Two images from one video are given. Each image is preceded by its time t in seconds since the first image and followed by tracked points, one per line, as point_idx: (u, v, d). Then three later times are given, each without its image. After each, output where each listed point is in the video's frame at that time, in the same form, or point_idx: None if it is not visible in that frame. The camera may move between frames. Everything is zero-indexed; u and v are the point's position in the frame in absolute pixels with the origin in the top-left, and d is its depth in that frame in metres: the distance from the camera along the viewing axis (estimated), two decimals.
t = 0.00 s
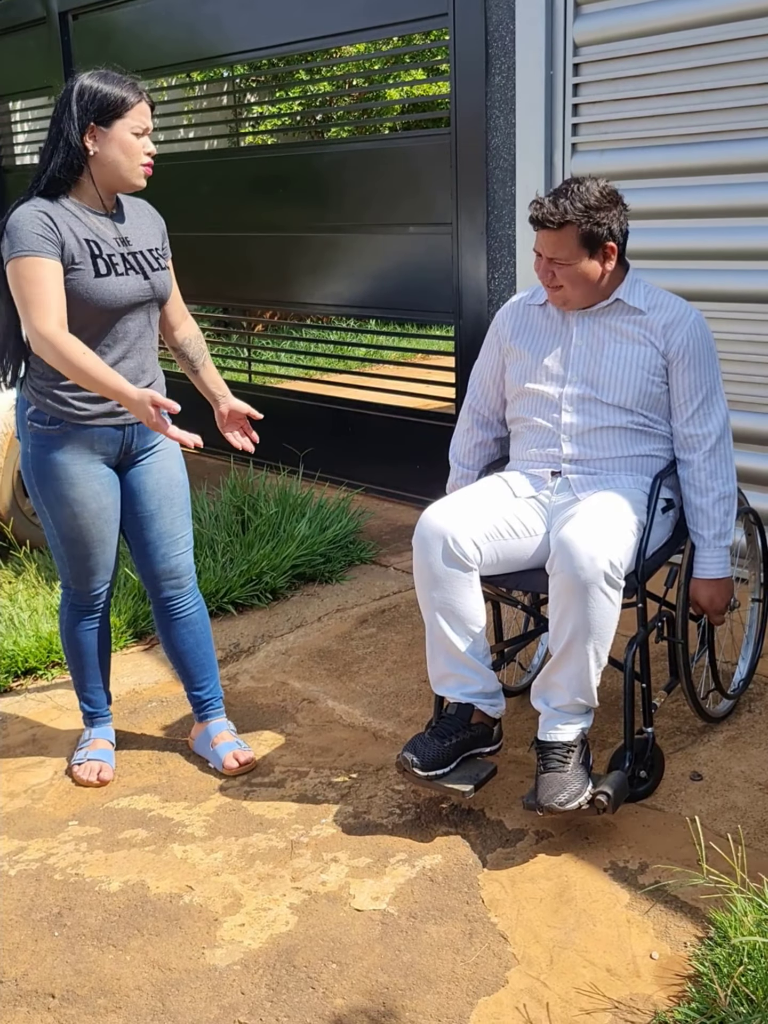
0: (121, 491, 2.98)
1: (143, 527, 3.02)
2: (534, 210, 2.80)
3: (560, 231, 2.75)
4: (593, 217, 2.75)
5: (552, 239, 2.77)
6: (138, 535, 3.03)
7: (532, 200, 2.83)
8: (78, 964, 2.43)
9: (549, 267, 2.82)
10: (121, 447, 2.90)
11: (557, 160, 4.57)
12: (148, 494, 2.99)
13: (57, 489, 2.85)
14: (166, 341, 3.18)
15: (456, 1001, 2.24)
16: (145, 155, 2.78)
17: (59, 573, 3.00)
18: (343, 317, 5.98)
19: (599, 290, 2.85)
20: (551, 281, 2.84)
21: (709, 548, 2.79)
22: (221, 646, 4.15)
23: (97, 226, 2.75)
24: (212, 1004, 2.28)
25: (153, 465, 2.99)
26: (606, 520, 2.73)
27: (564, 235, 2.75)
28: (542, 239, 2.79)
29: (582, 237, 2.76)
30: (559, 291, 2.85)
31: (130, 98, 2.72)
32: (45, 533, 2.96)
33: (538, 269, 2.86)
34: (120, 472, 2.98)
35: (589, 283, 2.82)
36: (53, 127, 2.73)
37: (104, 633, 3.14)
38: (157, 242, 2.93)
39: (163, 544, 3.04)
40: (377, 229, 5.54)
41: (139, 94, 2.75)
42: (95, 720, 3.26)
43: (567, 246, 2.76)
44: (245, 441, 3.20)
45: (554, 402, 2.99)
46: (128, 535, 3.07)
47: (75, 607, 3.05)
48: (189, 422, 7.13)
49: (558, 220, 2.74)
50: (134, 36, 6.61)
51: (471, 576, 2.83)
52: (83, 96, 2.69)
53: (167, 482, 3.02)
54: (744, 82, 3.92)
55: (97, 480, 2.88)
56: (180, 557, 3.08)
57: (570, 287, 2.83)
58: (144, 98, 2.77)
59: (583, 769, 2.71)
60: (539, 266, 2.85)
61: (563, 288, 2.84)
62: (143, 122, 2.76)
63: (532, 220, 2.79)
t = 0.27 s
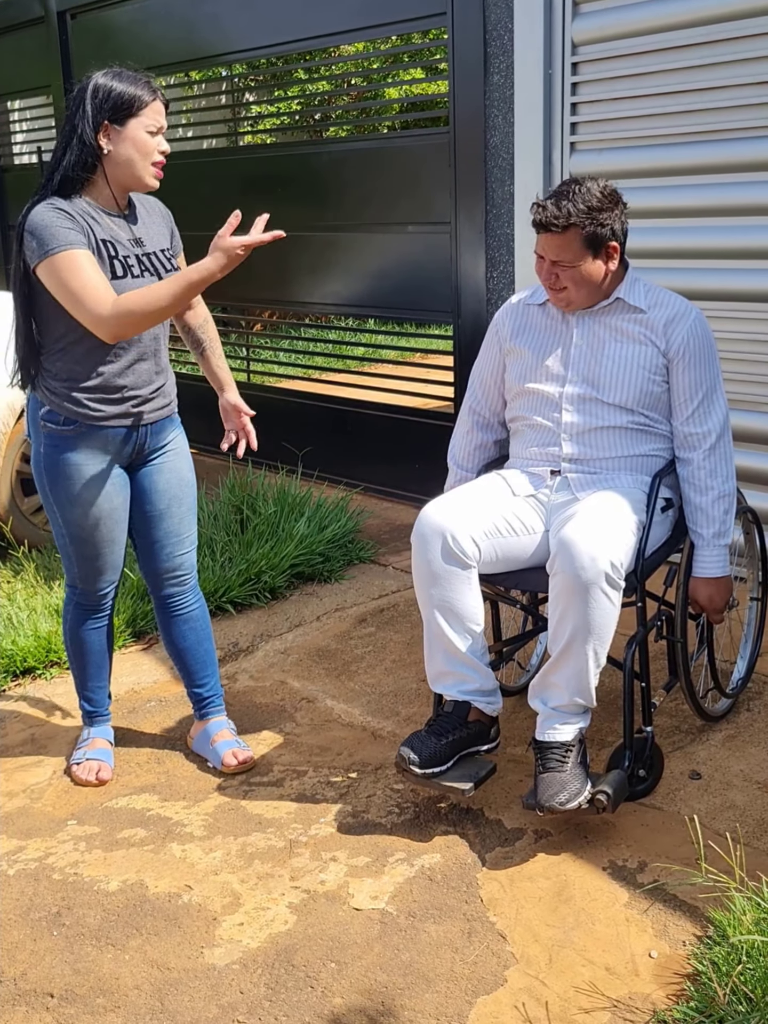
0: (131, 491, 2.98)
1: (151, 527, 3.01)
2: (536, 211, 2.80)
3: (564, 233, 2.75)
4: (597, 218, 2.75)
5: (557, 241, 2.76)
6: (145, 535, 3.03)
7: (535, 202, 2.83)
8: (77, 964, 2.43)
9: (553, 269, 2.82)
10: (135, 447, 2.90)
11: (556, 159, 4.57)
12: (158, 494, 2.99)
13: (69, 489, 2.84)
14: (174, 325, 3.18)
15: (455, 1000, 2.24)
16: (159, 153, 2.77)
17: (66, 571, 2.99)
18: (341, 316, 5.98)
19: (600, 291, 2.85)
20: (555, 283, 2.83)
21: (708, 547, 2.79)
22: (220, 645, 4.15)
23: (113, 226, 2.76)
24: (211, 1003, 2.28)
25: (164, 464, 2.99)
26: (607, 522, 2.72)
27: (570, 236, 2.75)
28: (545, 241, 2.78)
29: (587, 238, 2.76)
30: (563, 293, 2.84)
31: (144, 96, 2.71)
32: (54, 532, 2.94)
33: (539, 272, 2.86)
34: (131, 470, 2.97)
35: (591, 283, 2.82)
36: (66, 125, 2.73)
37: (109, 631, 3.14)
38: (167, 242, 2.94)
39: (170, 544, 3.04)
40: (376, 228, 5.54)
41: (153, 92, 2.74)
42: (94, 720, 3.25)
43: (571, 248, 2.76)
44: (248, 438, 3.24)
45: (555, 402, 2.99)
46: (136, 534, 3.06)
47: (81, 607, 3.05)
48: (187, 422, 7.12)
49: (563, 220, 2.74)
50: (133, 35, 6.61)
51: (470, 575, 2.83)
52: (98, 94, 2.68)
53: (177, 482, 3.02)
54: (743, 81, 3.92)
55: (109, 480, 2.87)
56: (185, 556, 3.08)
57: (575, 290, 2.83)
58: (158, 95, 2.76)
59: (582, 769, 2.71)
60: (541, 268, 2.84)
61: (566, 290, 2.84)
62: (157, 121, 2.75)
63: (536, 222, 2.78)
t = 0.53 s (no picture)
0: (139, 490, 2.97)
1: (158, 526, 3.01)
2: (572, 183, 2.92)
3: (593, 198, 2.83)
4: (627, 197, 2.83)
5: (583, 206, 2.84)
6: (152, 535, 3.03)
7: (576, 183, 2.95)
8: (77, 963, 2.42)
9: (573, 236, 2.87)
10: (145, 447, 2.91)
11: (555, 157, 4.57)
12: (165, 493, 2.99)
13: (78, 489, 2.84)
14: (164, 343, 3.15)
15: (455, 998, 2.24)
16: (169, 150, 2.76)
17: (73, 569, 2.99)
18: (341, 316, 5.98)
19: (614, 272, 2.86)
20: (572, 252, 2.87)
21: (707, 548, 2.80)
22: (219, 645, 4.15)
23: (123, 227, 2.74)
24: (211, 1002, 2.28)
25: (172, 463, 2.99)
26: (604, 517, 2.73)
27: (597, 203, 2.83)
28: (574, 207, 2.86)
29: (611, 212, 2.82)
30: (574, 265, 2.86)
31: (154, 94, 2.71)
32: (61, 531, 2.94)
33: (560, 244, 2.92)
34: (140, 469, 2.97)
35: (607, 259, 2.83)
36: (76, 124, 2.72)
37: (114, 629, 3.14)
38: (177, 241, 2.92)
39: (176, 543, 3.04)
40: (375, 227, 5.54)
41: (162, 90, 2.74)
42: (94, 719, 3.24)
43: (597, 214, 2.82)
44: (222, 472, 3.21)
45: (555, 400, 2.99)
46: (143, 533, 3.06)
47: (86, 606, 3.04)
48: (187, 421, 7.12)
49: (594, 187, 2.84)
50: (132, 34, 6.61)
51: (466, 576, 2.83)
52: (108, 94, 2.68)
53: (185, 481, 3.02)
54: (742, 79, 3.91)
55: (119, 481, 2.87)
56: (189, 554, 3.08)
57: (588, 262, 2.84)
58: (167, 93, 2.76)
59: (578, 768, 2.70)
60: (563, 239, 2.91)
61: (578, 262, 2.86)
62: (167, 118, 2.75)
63: (570, 189, 2.89)
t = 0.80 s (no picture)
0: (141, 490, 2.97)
1: (159, 525, 3.01)
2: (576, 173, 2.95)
3: (594, 187, 2.86)
4: (628, 187, 2.85)
5: (584, 195, 2.87)
6: (153, 535, 3.03)
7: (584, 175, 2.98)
8: (78, 962, 2.43)
9: (573, 225, 2.89)
10: (146, 447, 2.91)
11: (556, 156, 4.57)
12: (168, 492, 2.99)
13: (80, 489, 2.84)
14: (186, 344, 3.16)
15: (455, 998, 2.24)
16: (176, 150, 2.77)
17: (74, 568, 2.99)
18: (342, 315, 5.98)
19: (612, 260, 2.88)
20: (572, 240, 2.90)
21: (706, 548, 2.79)
22: (220, 644, 4.15)
23: (122, 226, 2.72)
24: (212, 1001, 2.28)
25: (175, 462, 2.99)
26: (601, 514, 2.74)
27: (597, 191, 2.85)
28: (574, 195, 2.90)
29: (609, 201, 2.84)
30: (573, 254, 2.90)
31: (162, 93, 2.72)
32: (63, 529, 2.94)
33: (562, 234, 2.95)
34: (142, 468, 2.97)
35: (604, 248, 2.86)
36: (82, 124, 2.71)
37: (115, 628, 3.14)
38: (182, 239, 2.91)
39: (178, 542, 3.04)
40: (376, 226, 5.53)
41: (170, 91, 2.75)
42: (95, 719, 3.24)
43: (597, 202, 2.85)
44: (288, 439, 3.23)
45: (553, 398, 2.99)
46: (145, 533, 3.06)
47: (87, 606, 3.05)
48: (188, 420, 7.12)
49: (594, 176, 2.86)
50: (133, 34, 6.61)
51: (464, 575, 2.83)
52: (116, 93, 2.68)
53: (187, 480, 3.02)
54: (743, 79, 3.91)
55: (120, 480, 2.87)
56: (191, 554, 3.08)
57: (587, 252, 2.87)
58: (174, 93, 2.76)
59: (575, 767, 2.71)
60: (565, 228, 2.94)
61: (577, 251, 2.89)
62: (174, 118, 2.75)
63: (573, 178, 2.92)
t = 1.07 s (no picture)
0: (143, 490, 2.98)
1: (161, 525, 3.01)
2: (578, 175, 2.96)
3: (596, 186, 2.86)
4: (629, 186, 2.86)
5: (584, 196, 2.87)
6: (155, 534, 3.03)
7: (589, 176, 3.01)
8: (79, 961, 2.43)
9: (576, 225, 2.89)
10: (146, 447, 2.91)
11: (557, 156, 4.57)
12: (169, 492, 2.99)
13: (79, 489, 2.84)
14: (199, 339, 3.16)
15: (456, 997, 2.24)
16: (173, 151, 2.76)
17: (75, 568, 2.99)
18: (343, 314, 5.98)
19: (615, 259, 2.89)
20: (574, 239, 2.90)
21: (708, 548, 2.79)
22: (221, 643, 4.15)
23: (117, 224, 2.72)
24: (213, 1000, 2.28)
25: (176, 462, 2.99)
26: (603, 514, 2.74)
27: (599, 191, 2.86)
28: (576, 194, 2.90)
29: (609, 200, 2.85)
30: (576, 254, 2.90)
31: (159, 93, 2.71)
32: (64, 530, 2.94)
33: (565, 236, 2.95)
34: (144, 468, 2.97)
35: (607, 247, 2.87)
36: (79, 124, 2.73)
37: (117, 628, 3.14)
38: (182, 238, 2.90)
39: (180, 542, 3.04)
40: (377, 225, 5.53)
41: (168, 90, 2.75)
42: (96, 718, 3.24)
43: (599, 201, 2.85)
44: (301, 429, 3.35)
45: (553, 398, 2.99)
46: (147, 533, 3.06)
47: (88, 606, 3.05)
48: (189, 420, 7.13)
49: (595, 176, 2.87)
50: (134, 33, 6.61)
51: (466, 575, 2.83)
52: (112, 93, 2.69)
53: (189, 480, 3.02)
54: (744, 78, 3.91)
55: (120, 480, 2.88)
56: (193, 554, 3.08)
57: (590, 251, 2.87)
58: (173, 94, 2.76)
59: (577, 766, 2.71)
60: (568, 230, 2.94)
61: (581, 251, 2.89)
62: (171, 118, 2.75)
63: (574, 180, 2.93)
